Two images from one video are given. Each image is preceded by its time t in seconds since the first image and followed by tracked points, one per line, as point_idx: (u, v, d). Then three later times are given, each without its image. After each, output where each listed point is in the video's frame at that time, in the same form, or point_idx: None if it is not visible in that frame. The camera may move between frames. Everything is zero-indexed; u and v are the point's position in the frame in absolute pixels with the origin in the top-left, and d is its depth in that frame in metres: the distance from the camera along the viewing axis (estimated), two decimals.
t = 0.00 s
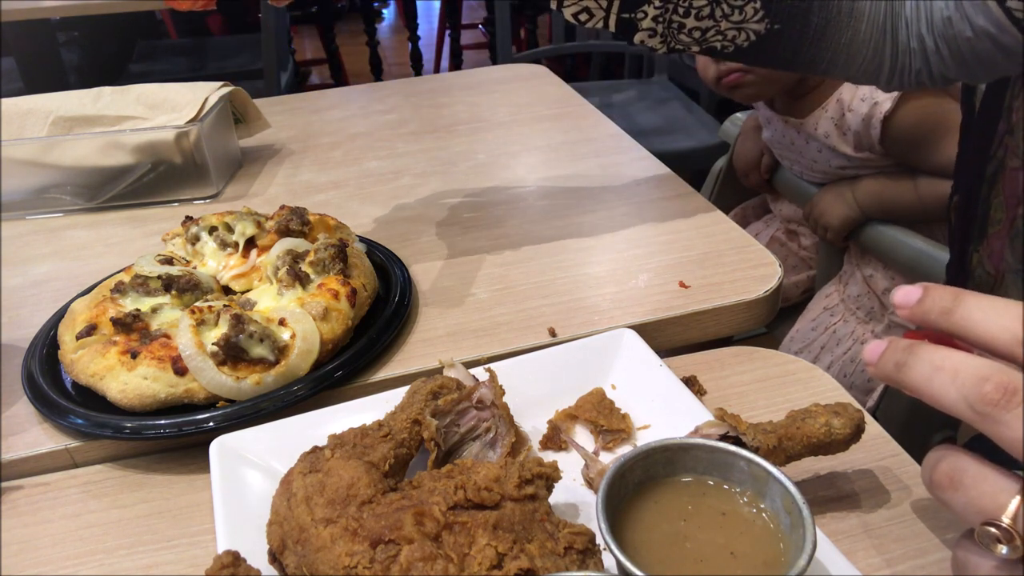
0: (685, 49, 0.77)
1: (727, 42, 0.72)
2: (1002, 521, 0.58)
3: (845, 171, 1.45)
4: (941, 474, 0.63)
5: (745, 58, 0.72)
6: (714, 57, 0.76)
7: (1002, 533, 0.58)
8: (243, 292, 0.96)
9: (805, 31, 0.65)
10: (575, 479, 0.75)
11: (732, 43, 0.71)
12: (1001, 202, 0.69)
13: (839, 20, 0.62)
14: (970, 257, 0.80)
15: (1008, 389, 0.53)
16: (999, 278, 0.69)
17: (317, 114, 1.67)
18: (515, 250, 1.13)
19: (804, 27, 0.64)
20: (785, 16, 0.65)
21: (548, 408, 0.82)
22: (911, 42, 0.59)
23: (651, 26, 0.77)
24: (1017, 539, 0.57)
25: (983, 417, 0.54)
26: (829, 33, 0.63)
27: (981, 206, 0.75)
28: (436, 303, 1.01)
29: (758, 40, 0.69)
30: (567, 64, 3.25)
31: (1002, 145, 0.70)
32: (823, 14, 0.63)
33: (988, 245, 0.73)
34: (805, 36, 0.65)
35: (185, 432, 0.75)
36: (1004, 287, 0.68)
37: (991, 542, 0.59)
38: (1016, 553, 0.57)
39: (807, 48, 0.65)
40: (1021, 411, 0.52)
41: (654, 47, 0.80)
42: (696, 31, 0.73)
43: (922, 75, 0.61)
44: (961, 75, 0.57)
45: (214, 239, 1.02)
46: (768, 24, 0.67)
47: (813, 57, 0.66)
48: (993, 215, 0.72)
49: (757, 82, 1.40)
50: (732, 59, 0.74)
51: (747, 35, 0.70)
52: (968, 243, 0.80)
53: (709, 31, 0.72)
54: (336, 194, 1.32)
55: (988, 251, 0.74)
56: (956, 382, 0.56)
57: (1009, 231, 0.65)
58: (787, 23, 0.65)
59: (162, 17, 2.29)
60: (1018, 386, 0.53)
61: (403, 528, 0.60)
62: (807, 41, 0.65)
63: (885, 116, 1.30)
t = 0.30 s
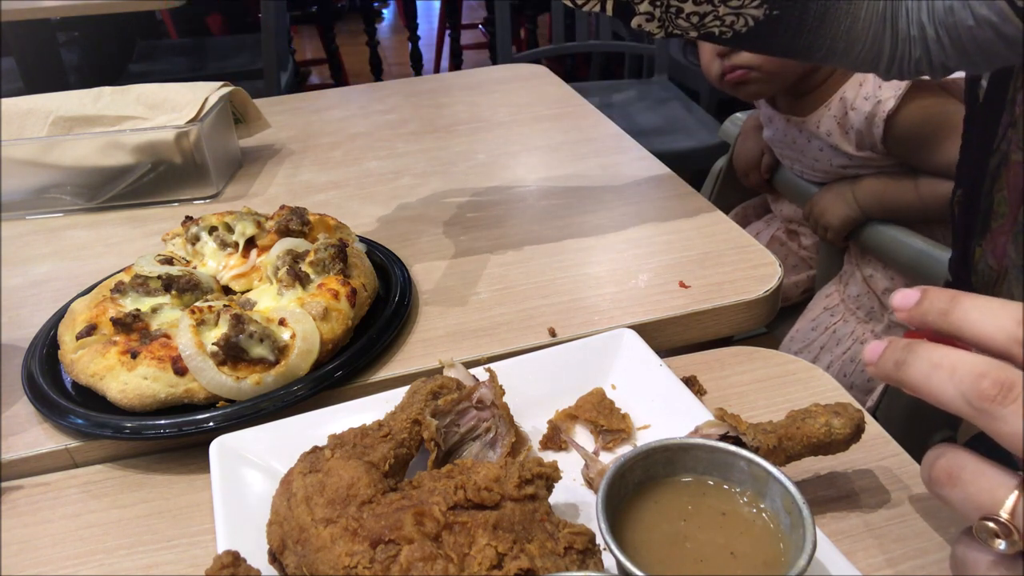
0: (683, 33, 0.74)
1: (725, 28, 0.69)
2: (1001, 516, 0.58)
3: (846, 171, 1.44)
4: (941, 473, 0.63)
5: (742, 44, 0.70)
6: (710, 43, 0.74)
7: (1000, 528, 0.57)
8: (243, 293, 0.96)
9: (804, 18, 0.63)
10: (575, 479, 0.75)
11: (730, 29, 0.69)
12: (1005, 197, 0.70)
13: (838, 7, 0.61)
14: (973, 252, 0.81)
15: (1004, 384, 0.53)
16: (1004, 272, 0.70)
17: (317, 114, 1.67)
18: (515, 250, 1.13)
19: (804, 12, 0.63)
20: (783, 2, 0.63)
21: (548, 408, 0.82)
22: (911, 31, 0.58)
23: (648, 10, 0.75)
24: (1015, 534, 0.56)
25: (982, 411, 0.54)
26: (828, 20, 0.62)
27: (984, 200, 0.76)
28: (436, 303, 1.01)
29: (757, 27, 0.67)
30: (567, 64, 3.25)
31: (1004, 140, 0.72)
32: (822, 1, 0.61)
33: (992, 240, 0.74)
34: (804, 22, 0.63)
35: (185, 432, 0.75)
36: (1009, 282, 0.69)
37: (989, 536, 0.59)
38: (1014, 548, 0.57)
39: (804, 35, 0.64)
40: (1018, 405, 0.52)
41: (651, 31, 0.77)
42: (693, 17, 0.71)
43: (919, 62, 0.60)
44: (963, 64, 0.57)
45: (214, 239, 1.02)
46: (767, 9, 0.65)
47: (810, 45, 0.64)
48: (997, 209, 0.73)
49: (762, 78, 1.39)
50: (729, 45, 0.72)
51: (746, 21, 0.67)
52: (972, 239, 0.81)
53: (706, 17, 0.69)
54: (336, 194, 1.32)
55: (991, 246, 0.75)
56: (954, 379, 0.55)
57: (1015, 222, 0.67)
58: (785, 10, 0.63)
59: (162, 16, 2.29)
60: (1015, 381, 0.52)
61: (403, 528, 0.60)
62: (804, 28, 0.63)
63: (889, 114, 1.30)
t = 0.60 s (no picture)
0: (673, 28, 0.76)
1: (716, 23, 0.69)
2: (1000, 515, 0.58)
3: (847, 170, 1.45)
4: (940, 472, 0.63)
5: (735, 40, 0.70)
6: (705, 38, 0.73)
7: (1000, 526, 0.58)
8: (243, 293, 0.96)
9: (795, 12, 0.61)
10: (575, 479, 0.75)
11: (720, 24, 0.69)
12: (1001, 192, 0.70)
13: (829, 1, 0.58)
14: (969, 249, 0.81)
15: (1005, 383, 0.53)
16: (1004, 268, 0.70)
17: (317, 114, 1.67)
18: (515, 250, 1.13)
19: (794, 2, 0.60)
20: None
21: (548, 408, 0.82)
22: (904, 25, 0.55)
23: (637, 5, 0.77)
24: (1015, 532, 0.56)
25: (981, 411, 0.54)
26: (819, 13, 0.59)
27: (979, 198, 0.76)
28: (436, 303, 1.01)
29: (747, 21, 0.66)
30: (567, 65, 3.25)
31: (1001, 135, 0.71)
32: None
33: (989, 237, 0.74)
34: (794, 17, 0.61)
35: (185, 432, 0.75)
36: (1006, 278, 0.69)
37: (989, 535, 0.59)
38: (1013, 546, 0.57)
39: (795, 30, 0.61)
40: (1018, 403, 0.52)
41: (641, 27, 0.80)
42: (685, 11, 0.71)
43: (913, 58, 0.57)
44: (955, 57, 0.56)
45: (214, 239, 1.02)
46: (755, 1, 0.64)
47: (801, 40, 0.62)
48: (993, 206, 0.73)
49: (765, 78, 1.38)
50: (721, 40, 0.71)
51: (735, 16, 0.67)
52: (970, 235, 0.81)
53: (697, 12, 0.70)
54: (336, 194, 1.32)
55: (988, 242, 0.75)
56: (954, 377, 0.55)
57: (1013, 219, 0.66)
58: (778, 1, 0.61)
59: (162, 16, 2.28)
60: (1014, 379, 0.52)
61: (403, 528, 0.60)
62: (795, 22, 0.61)
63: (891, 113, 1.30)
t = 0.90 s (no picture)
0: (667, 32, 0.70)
1: (711, 26, 0.65)
2: (998, 515, 0.58)
3: (847, 170, 1.45)
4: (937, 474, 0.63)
5: (730, 43, 0.66)
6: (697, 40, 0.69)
7: (997, 527, 0.57)
8: (243, 293, 0.96)
9: (790, 15, 0.60)
10: (575, 479, 0.75)
11: (716, 28, 0.64)
12: (998, 194, 0.69)
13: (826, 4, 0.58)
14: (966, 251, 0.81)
15: (1000, 384, 0.53)
16: (1000, 270, 0.69)
17: (316, 114, 1.67)
18: (515, 250, 1.13)
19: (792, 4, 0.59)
20: None
21: (548, 408, 0.82)
22: (899, 27, 0.57)
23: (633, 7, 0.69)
24: (1012, 533, 0.56)
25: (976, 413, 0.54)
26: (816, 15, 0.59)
27: (977, 199, 0.76)
28: (436, 303, 1.01)
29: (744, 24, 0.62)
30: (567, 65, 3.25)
31: (998, 137, 0.70)
32: None
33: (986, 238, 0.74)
34: (790, 20, 0.60)
35: (185, 432, 0.75)
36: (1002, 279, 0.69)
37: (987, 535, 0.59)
38: (1010, 547, 0.57)
39: (792, 33, 0.61)
40: (1013, 405, 0.51)
41: (636, 30, 0.73)
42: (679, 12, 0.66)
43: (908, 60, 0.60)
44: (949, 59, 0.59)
45: (214, 239, 1.02)
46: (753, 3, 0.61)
47: (795, 42, 0.61)
48: (990, 207, 0.72)
49: (765, 78, 1.37)
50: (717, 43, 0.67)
51: (732, 18, 0.63)
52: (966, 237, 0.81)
53: (692, 14, 0.65)
54: (336, 194, 1.32)
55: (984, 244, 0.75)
56: (949, 379, 0.55)
57: (1008, 222, 0.65)
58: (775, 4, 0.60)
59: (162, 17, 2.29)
60: (1010, 380, 0.52)
61: (403, 528, 0.60)
62: (791, 25, 0.60)
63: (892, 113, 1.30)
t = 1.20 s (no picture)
0: (658, 32, 0.77)
1: (701, 27, 0.70)
2: (998, 515, 0.58)
3: (847, 170, 1.45)
4: (937, 474, 0.63)
5: (722, 46, 0.71)
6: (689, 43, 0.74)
7: (998, 527, 0.57)
8: (243, 293, 0.96)
9: (782, 17, 0.66)
10: (575, 479, 0.75)
11: (706, 28, 0.70)
12: (991, 201, 0.69)
13: (817, 7, 0.64)
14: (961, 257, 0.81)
15: (1001, 384, 0.53)
16: (992, 276, 0.69)
17: (316, 114, 1.67)
18: (515, 250, 1.13)
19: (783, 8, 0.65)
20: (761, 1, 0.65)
21: (548, 408, 0.82)
22: (893, 32, 0.66)
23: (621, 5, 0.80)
24: (1012, 532, 0.56)
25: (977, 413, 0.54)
26: (806, 18, 0.65)
27: (972, 205, 0.76)
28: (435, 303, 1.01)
29: (732, 25, 0.68)
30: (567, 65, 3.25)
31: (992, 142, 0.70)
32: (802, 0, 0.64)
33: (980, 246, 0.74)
34: (782, 22, 0.66)
35: (185, 432, 0.75)
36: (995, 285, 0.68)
37: (987, 535, 0.59)
38: (1011, 546, 0.57)
39: (783, 35, 0.67)
40: (1013, 404, 0.52)
41: (626, 29, 0.82)
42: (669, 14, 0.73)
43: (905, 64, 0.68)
44: (944, 64, 0.67)
45: (214, 239, 1.02)
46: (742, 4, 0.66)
47: (788, 45, 0.67)
48: (984, 213, 0.72)
49: (767, 75, 1.38)
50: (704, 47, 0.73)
51: (721, 19, 0.68)
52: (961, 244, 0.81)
53: (682, 15, 0.71)
54: (336, 194, 1.32)
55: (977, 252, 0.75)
56: (950, 379, 0.55)
57: (1001, 229, 0.65)
58: (764, 7, 0.65)
59: (161, 17, 2.29)
60: (1010, 380, 0.52)
61: (403, 528, 0.60)
62: (783, 27, 0.66)
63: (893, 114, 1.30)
